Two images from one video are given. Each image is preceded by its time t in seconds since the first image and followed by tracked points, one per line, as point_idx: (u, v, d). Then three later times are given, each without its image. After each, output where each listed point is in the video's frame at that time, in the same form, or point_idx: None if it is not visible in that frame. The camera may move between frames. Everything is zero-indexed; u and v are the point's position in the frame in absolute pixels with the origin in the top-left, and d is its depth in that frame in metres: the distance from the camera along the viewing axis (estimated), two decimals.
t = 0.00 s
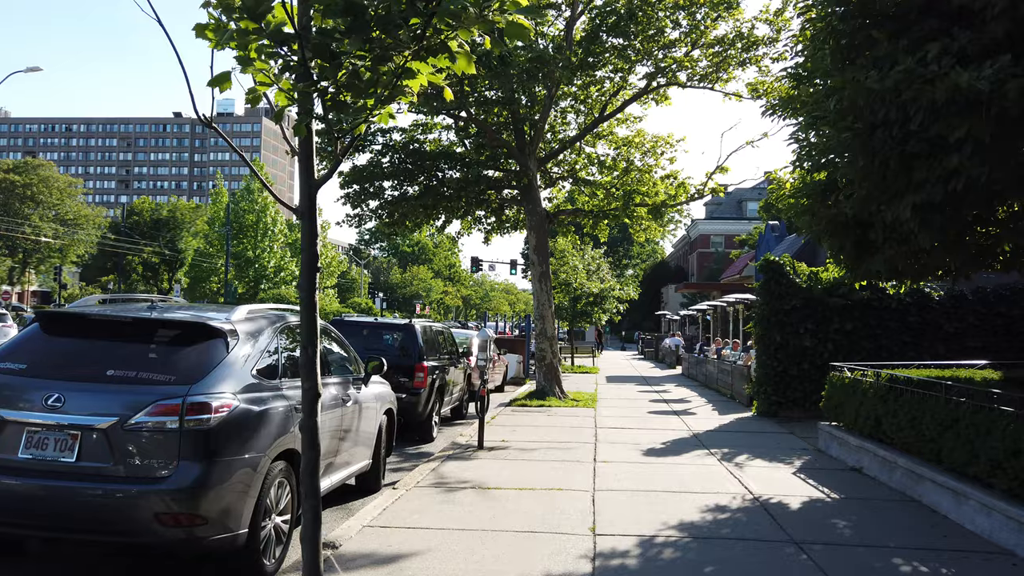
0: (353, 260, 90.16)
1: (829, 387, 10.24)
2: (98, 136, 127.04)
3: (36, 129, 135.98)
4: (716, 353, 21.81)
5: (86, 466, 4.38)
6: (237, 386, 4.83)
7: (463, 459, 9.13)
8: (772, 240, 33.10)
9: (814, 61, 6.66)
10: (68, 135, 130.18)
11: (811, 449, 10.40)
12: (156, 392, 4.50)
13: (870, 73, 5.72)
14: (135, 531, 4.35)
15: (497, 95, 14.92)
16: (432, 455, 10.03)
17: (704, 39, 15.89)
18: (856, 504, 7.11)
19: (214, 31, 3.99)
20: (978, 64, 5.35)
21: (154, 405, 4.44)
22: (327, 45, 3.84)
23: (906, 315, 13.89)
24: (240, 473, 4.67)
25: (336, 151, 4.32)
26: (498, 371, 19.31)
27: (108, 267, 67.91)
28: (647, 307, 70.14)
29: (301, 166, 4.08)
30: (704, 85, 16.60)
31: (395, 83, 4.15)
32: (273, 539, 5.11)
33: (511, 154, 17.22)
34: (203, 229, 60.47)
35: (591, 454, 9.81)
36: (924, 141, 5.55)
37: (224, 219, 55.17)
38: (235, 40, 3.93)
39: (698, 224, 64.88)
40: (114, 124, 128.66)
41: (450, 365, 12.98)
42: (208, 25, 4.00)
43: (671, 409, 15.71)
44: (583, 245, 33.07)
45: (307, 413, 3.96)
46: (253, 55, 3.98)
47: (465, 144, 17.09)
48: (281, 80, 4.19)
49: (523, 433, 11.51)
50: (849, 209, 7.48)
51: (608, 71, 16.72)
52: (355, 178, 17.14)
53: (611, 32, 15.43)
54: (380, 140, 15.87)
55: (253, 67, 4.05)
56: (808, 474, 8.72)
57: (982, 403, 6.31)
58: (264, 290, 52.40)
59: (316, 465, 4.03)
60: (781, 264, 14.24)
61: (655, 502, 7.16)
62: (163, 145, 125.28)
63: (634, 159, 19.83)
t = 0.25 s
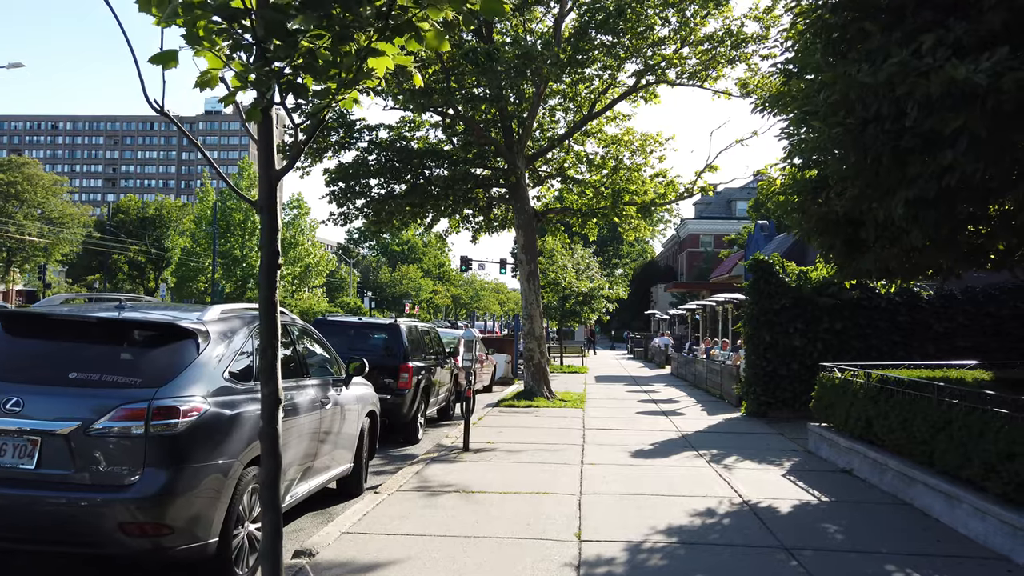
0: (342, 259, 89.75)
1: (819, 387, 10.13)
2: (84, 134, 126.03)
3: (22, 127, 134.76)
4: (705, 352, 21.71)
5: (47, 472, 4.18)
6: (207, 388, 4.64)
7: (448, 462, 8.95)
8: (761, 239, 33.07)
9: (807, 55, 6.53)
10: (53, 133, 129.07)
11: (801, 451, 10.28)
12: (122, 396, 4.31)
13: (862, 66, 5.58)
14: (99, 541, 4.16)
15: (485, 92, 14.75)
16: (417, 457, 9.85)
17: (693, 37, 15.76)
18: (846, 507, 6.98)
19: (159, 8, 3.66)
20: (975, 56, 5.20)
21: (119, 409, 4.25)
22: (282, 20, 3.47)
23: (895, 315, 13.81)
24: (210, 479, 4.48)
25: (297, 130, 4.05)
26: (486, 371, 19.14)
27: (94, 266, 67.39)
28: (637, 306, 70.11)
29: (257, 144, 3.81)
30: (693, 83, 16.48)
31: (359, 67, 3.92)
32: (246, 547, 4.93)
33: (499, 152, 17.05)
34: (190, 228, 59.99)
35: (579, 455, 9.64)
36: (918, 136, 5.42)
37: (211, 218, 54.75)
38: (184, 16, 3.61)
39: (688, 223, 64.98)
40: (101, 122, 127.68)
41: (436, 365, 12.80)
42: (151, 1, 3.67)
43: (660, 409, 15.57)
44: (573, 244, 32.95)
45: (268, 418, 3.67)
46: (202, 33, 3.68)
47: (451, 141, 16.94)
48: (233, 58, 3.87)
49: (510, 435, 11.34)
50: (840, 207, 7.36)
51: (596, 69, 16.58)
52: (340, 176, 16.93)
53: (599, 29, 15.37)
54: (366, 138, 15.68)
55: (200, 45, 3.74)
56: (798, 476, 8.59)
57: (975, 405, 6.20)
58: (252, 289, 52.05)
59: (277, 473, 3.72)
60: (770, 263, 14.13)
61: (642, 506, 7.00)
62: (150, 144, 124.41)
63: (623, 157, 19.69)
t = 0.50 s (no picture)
0: (330, 259, 89.31)
1: (807, 386, 10.01)
2: (70, 133, 124.96)
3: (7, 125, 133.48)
4: (694, 351, 21.62)
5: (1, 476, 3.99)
6: (173, 387, 4.45)
7: (430, 463, 8.78)
8: (750, 238, 33.06)
9: (793, 47, 6.40)
10: (39, 131, 127.92)
11: (788, 450, 10.17)
12: (80, 396, 4.12)
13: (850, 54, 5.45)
14: (56, 547, 3.98)
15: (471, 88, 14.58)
16: (399, 458, 9.68)
17: (681, 33, 15.64)
18: (834, 508, 6.85)
19: None
20: (964, 45, 5.08)
21: (77, 409, 4.05)
22: None
23: (883, 313, 13.73)
24: (173, 482, 4.30)
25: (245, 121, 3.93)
26: (473, 370, 18.96)
27: (79, 265, 66.76)
28: (626, 305, 70.07)
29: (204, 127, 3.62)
30: (681, 80, 16.37)
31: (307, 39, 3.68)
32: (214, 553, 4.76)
33: (486, 149, 16.89)
34: (176, 227, 59.49)
35: (564, 455, 9.50)
36: (906, 127, 5.30)
37: (197, 217, 54.32)
38: None
39: (677, 222, 65.03)
40: (87, 121, 126.64)
41: (421, 364, 12.62)
42: None
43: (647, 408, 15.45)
44: (561, 243, 32.82)
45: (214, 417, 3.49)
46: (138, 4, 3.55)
47: (437, 138, 16.75)
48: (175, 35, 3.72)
49: (495, 435, 11.18)
50: (828, 201, 7.25)
51: (584, 65, 16.44)
52: (325, 172, 16.72)
53: (586, 24, 15.22)
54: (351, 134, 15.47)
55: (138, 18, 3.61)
56: (785, 475, 8.47)
57: (964, 402, 6.09)
58: (239, 288, 51.69)
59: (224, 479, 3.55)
60: (758, 261, 14.02)
61: (627, 507, 6.86)
62: (137, 142, 123.48)
63: (611, 155, 19.56)
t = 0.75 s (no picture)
0: (318, 258, 88.85)
1: (792, 386, 9.90)
2: (55, 132, 123.84)
3: None
4: (681, 351, 21.52)
5: None
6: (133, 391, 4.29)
7: (409, 466, 8.61)
8: (738, 237, 33.02)
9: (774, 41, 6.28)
10: (23, 130, 126.71)
11: (773, 451, 10.06)
12: (28, 403, 3.94)
13: (832, 46, 5.33)
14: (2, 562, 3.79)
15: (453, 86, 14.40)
16: (379, 462, 9.50)
17: (667, 30, 15.51)
18: (818, 512, 6.73)
19: None
20: (948, 37, 4.96)
21: (24, 417, 3.87)
22: None
23: (869, 312, 13.66)
24: (128, 493, 4.11)
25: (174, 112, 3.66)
26: (458, 371, 18.78)
27: (63, 265, 66.11)
28: (615, 304, 70.04)
29: (129, 111, 3.42)
30: (666, 78, 16.25)
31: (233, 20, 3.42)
32: (173, 566, 4.57)
33: (470, 147, 16.72)
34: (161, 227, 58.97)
35: (546, 458, 9.35)
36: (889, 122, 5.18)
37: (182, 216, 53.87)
38: None
39: (665, 222, 65.08)
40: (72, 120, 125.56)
41: (403, 365, 12.44)
42: None
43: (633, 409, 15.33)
44: (549, 243, 32.69)
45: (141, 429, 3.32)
46: None
47: (421, 136, 16.55)
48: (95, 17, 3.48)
49: (477, 437, 11.02)
50: (811, 200, 7.13)
51: (568, 62, 16.28)
52: (307, 171, 16.49)
53: (571, 22, 15.02)
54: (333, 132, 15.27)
55: None
56: (769, 478, 8.34)
57: (948, 404, 5.97)
58: (225, 289, 51.31)
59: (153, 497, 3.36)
60: (743, 260, 13.91)
61: (607, 512, 6.71)
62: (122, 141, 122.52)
63: (597, 154, 19.43)
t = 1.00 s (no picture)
0: (305, 258, 88.32)
1: (779, 387, 9.78)
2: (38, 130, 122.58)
3: None
4: (668, 350, 21.41)
5: None
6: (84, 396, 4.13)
7: (389, 470, 8.42)
8: (725, 236, 32.97)
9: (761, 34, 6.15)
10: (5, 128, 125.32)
11: (760, 452, 9.93)
12: None
13: (821, 36, 5.19)
14: None
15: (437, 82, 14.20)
16: (359, 464, 9.31)
17: (653, 27, 15.36)
18: (805, 515, 6.59)
19: None
20: (938, 26, 4.82)
21: None
22: None
23: (856, 311, 13.57)
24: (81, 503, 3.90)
25: (102, 90, 3.48)
26: (443, 371, 18.58)
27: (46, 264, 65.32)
28: (603, 304, 70.00)
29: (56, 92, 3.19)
30: (653, 76, 16.12)
31: None
32: None
33: (455, 145, 16.53)
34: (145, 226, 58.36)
35: (529, 460, 9.18)
36: (878, 114, 5.05)
37: (167, 216, 53.34)
38: None
39: (653, 221, 65.11)
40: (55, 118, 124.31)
41: (386, 365, 12.24)
42: None
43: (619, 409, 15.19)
44: (536, 242, 32.53)
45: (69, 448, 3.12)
46: None
47: (405, 133, 16.32)
48: None
49: (460, 438, 10.84)
50: (799, 196, 7.01)
51: (554, 59, 16.12)
52: (289, 168, 16.26)
53: (556, 18, 14.73)
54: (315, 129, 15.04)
55: None
56: (756, 480, 8.21)
57: (939, 406, 5.85)
58: (210, 288, 50.86)
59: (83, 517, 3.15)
60: (730, 259, 13.77)
61: (590, 516, 6.55)
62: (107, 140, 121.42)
63: (583, 152, 19.28)
